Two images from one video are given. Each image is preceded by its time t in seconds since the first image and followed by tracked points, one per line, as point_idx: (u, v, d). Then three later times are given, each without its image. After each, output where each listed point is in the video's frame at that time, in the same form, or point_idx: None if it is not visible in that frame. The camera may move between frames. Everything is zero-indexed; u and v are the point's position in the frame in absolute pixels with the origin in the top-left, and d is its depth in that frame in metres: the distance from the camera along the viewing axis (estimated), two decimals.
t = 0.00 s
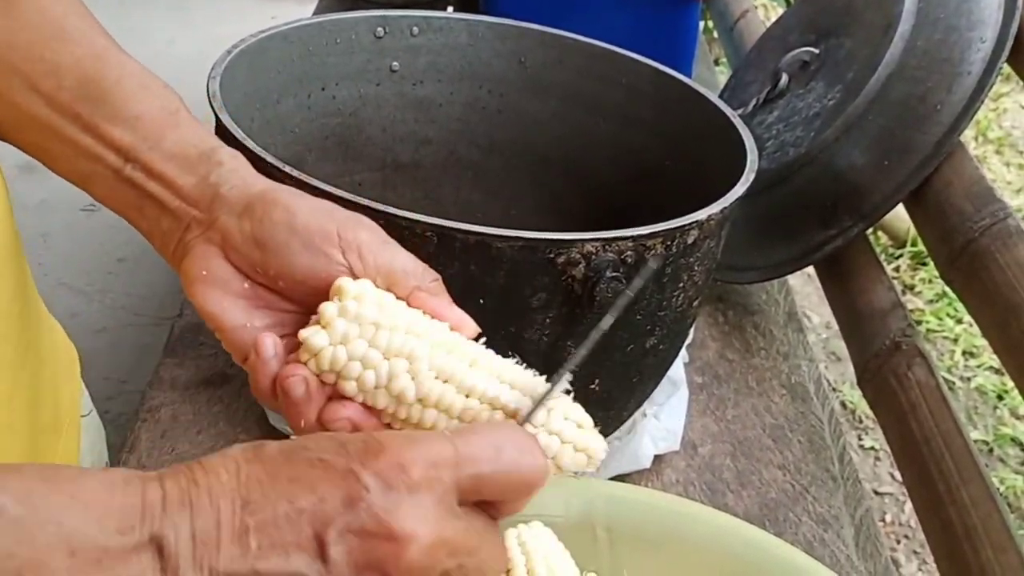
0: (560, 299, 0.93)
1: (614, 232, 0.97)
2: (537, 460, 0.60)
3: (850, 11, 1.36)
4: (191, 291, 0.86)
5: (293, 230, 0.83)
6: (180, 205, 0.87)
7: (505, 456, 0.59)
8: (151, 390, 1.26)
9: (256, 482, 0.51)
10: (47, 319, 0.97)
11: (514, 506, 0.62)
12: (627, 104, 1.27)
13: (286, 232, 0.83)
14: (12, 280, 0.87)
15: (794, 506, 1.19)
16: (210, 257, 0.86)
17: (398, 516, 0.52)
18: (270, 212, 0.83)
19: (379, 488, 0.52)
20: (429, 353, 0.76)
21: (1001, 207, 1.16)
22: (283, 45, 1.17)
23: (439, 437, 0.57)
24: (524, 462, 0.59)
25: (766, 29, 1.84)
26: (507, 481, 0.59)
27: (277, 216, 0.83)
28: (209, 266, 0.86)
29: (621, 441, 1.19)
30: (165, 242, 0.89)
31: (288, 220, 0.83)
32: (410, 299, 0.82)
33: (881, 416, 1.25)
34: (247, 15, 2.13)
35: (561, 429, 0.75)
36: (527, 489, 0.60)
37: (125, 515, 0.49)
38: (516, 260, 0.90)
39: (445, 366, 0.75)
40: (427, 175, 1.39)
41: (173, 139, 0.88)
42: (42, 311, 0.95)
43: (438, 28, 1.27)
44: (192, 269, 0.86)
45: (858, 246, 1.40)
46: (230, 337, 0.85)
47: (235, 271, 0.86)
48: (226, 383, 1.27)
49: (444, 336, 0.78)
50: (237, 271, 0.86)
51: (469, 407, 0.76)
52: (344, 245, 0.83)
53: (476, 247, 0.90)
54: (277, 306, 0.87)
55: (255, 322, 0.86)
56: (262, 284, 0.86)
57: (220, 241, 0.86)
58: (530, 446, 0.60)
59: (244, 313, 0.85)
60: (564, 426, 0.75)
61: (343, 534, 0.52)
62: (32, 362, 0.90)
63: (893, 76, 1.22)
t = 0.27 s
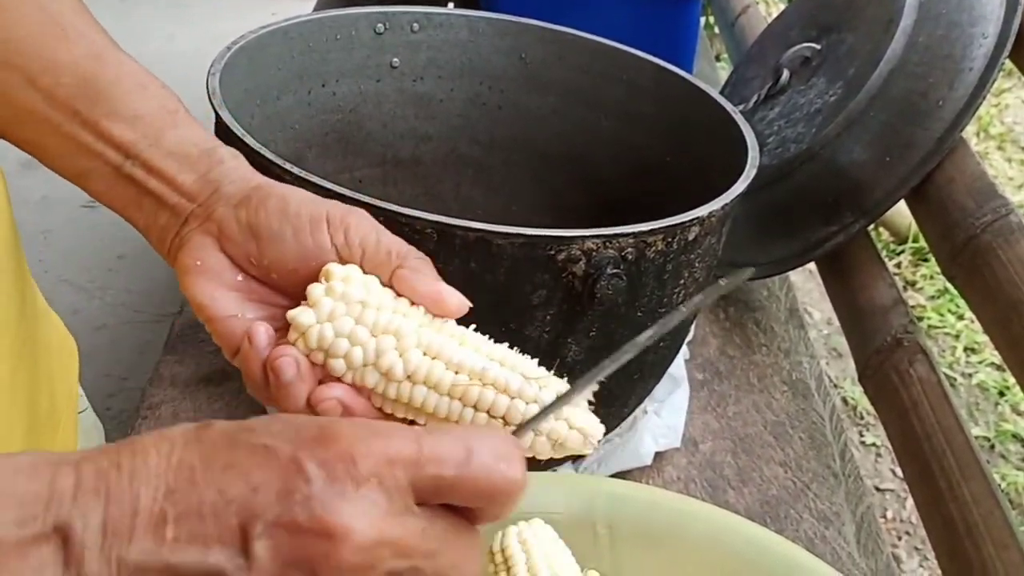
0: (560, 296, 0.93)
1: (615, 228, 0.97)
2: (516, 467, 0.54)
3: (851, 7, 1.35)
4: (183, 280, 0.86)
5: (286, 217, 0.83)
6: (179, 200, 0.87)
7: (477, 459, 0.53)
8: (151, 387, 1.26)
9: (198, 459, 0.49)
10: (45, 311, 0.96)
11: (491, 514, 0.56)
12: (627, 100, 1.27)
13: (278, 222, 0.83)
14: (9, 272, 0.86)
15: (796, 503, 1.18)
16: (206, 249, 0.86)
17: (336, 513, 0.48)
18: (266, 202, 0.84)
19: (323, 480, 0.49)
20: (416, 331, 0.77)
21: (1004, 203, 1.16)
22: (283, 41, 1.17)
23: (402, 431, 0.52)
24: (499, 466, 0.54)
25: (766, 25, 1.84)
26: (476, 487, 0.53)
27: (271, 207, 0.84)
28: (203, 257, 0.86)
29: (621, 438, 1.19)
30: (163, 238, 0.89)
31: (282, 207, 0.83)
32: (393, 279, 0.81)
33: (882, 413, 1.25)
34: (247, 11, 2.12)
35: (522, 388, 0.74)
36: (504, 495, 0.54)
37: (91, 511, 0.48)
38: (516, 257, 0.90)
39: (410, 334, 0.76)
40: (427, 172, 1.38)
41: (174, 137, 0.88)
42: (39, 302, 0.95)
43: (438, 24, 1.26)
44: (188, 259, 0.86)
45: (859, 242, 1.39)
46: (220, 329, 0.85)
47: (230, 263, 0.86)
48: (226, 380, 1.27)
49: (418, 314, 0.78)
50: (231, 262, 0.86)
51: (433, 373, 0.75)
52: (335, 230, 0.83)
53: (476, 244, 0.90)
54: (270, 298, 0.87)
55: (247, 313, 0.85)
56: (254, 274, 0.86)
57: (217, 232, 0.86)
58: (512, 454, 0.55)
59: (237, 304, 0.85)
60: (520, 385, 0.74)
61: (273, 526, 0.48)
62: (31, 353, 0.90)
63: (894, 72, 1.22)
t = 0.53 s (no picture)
0: (562, 293, 0.93)
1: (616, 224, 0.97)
2: (444, 450, 0.60)
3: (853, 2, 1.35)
4: (179, 291, 0.83)
5: (277, 228, 0.80)
6: (170, 206, 0.85)
7: (408, 447, 0.58)
8: (152, 384, 1.26)
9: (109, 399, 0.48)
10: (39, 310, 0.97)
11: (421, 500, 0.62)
12: (629, 96, 1.27)
13: (271, 230, 0.80)
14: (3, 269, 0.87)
15: (797, 499, 1.18)
16: (200, 259, 0.84)
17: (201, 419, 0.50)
18: (256, 211, 0.81)
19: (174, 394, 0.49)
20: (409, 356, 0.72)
21: (1005, 199, 1.16)
22: (283, 38, 1.16)
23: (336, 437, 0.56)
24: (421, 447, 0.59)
25: (768, 21, 1.84)
26: (407, 472, 0.58)
27: (263, 215, 0.81)
28: (197, 268, 0.83)
29: (623, 434, 1.18)
30: (157, 245, 0.87)
31: (273, 218, 0.80)
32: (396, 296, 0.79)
33: (884, 409, 1.25)
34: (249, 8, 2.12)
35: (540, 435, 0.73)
36: (433, 479, 0.60)
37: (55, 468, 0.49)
38: (517, 253, 0.89)
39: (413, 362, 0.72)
40: (428, 168, 1.38)
41: (164, 141, 0.87)
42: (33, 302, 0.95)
43: (439, 20, 1.26)
44: (180, 269, 0.84)
45: (861, 238, 1.39)
46: (216, 339, 0.83)
47: (225, 273, 0.84)
48: (227, 376, 1.27)
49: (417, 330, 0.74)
50: (227, 272, 0.83)
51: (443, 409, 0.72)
52: (330, 241, 0.79)
53: (477, 240, 0.89)
54: (265, 307, 0.84)
55: (243, 323, 0.83)
56: (249, 282, 0.83)
57: (208, 241, 0.83)
58: (436, 437, 0.60)
59: (231, 315, 0.83)
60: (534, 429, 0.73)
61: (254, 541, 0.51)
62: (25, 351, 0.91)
63: (896, 68, 1.22)
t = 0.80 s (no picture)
0: (563, 289, 0.92)
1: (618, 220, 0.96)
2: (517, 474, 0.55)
3: None
4: (159, 275, 0.85)
5: (259, 216, 0.82)
6: (157, 194, 0.87)
7: (487, 469, 0.54)
8: (152, 379, 1.26)
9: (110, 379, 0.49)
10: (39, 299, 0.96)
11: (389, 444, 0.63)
12: (630, 90, 1.26)
13: (253, 218, 0.82)
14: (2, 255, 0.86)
15: (799, 495, 1.18)
16: (182, 245, 0.85)
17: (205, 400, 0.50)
18: (240, 200, 0.83)
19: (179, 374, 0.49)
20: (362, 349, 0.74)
21: (1009, 194, 1.15)
22: (283, 33, 1.16)
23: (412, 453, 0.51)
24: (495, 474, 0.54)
25: (770, 15, 1.83)
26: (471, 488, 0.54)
27: (247, 203, 0.83)
28: (179, 252, 0.85)
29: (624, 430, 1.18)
30: (142, 231, 0.89)
31: (256, 207, 0.82)
32: (366, 293, 0.80)
33: (886, 405, 1.24)
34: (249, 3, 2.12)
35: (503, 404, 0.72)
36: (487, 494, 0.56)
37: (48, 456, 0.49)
38: (518, 248, 0.89)
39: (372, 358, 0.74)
40: (428, 163, 1.37)
41: (155, 131, 0.88)
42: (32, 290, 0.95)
43: (440, 15, 1.26)
44: (163, 253, 0.85)
45: (863, 234, 1.39)
46: (189, 325, 0.84)
47: (206, 261, 0.86)
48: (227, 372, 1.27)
49: (378, 327, 0.76)
50: (208, 259, 0.86)
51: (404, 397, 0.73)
52: (308, 233, 0.81)
53: (477, 236, 0.89)
54: (242, 299, 0.87)
55: (219, 312, 0.85)
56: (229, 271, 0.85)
57: (192, 227, 0.85)
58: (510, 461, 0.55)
59: (208, 302, 0.85)
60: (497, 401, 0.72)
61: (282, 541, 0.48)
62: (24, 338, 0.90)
63: (899, 62, 1.21)
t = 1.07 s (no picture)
0: (565, 283, 0.92)
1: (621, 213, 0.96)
2: (396, 334, 0.57)
3: None
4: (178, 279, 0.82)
5: (277, 210, 0.79)
6: (164, 192, 0.83)
7: (358, 337, 0.55)
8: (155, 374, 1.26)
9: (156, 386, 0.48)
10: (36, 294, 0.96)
11: (378, 392, 0.60)
12: (633, 84, 1.26)
13: (267, 212, 0.79)
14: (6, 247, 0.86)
15: (802, 489, 1.18)
16: (196, 245, 0.82)
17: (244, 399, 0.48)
18: (252, 192, 0.79)
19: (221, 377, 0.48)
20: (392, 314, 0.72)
21: (1013, 187, 1.15)
22: (285, 26, 1.16)
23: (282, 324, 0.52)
24: (376, 334, 0.55)
25: (773, 9, 1.82)
26: (363, 363, 0.55)
27: (259, 197, 0.79)
28: (195, 254, 0.82)
29: (627, 424, 1.18)
30: (152, 231, 0.85)
31: (272, 200, 0.79)
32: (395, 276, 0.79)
33: (890, 399, 1.24)
34: None
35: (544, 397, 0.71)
36: (389, 366, 0.57)
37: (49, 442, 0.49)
38: (520, 242, 0.89)
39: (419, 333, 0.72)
40: (430, 157, 1.37)
41: (158, 123, 0.85)
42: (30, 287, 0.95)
43: (442, 9, 1.26)
44: (178, 256, 0.82)
45: (866, 228, 1.38)
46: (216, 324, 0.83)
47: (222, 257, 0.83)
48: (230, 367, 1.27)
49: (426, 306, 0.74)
50: (224, 256, 0.83)
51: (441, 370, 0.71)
52: (329, 218, 0.80)
53: (479, 230, 0.89)
54: (265, 292, 0.84)
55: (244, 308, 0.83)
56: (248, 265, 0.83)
57: (205, 226, 0.82)
58: (385, 321, 0.56)
59: (231, 302, 0.83)
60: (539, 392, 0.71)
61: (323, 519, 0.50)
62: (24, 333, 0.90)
63: (903, 55, 1.21)
